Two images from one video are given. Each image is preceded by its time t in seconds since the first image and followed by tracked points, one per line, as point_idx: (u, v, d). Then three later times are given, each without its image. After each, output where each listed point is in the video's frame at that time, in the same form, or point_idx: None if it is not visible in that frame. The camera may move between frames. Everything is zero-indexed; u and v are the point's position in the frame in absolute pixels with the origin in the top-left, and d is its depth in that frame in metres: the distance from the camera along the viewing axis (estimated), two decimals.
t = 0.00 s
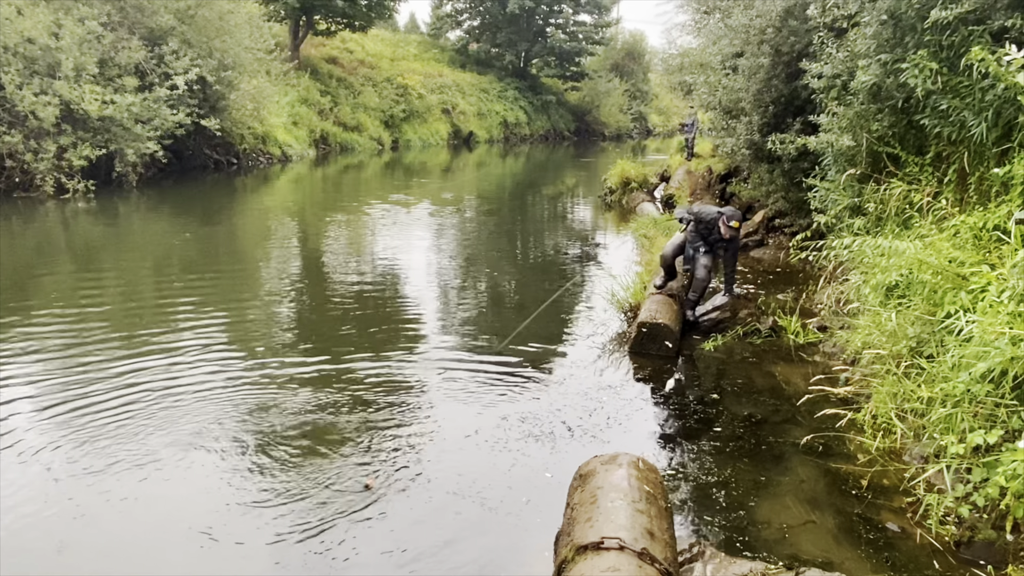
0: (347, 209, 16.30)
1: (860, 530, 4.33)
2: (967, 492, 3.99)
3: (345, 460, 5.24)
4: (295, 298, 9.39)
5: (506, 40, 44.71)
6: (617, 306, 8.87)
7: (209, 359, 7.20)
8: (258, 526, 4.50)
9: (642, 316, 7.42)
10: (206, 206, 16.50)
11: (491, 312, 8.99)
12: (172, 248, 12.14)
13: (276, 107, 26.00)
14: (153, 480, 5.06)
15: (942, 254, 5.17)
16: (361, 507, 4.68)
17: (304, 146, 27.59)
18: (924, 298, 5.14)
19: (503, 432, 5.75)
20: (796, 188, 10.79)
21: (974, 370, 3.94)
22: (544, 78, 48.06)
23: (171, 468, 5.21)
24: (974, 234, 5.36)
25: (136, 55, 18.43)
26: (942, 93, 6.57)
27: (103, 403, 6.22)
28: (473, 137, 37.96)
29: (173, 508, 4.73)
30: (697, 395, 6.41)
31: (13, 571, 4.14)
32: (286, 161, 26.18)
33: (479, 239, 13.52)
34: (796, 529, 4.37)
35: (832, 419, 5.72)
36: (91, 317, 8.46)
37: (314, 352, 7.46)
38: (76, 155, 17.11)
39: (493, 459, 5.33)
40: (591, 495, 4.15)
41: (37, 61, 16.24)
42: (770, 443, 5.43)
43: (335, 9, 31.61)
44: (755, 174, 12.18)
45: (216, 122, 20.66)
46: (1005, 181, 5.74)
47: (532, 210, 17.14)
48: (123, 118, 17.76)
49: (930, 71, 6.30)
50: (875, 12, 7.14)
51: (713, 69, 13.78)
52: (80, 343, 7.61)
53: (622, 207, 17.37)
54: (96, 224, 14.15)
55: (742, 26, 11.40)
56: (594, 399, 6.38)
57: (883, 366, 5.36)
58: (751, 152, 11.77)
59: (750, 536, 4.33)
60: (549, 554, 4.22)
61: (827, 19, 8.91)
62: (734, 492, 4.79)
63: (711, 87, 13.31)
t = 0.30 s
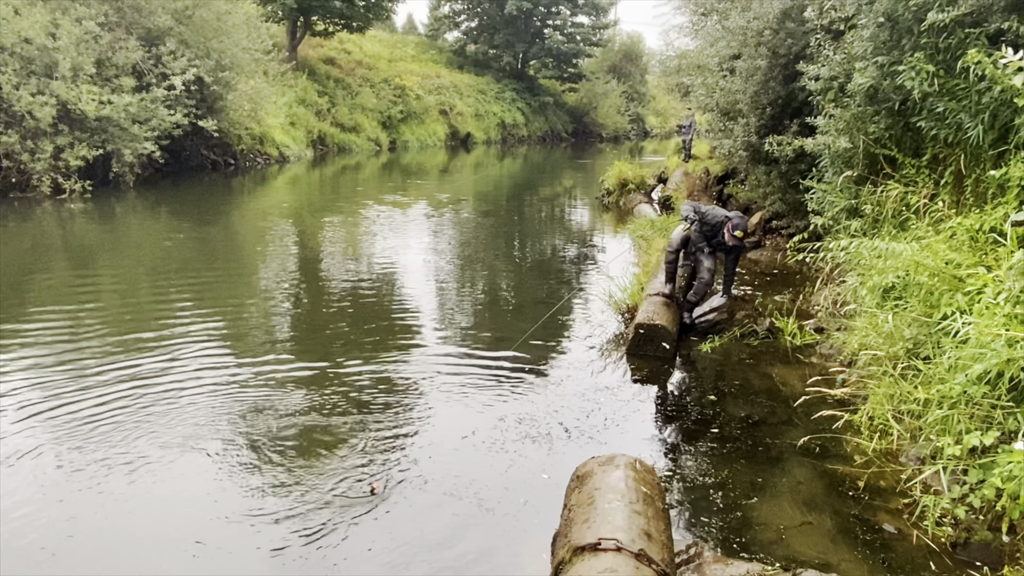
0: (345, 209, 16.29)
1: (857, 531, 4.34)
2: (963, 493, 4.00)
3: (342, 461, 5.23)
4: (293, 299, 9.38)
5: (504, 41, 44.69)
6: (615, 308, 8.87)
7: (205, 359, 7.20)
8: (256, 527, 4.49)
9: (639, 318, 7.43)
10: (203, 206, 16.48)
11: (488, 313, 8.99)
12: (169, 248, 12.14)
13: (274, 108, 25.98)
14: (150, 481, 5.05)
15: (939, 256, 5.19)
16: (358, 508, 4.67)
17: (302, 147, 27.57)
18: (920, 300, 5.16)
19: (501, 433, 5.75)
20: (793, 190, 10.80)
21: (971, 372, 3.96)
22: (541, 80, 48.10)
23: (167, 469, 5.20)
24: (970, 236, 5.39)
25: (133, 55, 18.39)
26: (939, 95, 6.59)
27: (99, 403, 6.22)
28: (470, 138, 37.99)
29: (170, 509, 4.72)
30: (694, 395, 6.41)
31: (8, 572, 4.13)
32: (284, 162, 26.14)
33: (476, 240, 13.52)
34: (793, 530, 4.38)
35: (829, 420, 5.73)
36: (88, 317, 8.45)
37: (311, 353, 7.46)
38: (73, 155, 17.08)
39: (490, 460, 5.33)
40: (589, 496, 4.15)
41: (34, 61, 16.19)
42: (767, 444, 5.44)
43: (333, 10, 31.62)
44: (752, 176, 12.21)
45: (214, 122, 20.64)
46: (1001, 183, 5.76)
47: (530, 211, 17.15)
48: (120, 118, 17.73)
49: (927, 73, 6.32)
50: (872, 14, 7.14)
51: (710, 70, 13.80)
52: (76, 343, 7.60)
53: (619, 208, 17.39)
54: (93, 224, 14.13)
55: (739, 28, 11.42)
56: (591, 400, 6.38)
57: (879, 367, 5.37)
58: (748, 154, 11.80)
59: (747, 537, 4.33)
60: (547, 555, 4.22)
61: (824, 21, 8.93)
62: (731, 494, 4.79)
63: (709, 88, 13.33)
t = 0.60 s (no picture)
0: (342, 210, 16.27)
1: (853, 532, 4.35)
2: (959, 494, 4.01)
3: (339, 463, 5.22)
4: (289, 300, 9.36)
5: (501, 43, 44.72)
6: (611, 309, 8.87)
7: (202, 360, 7.20)
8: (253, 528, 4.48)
9: (636, 319, 7.44)
10: (200, 207, 16.45)
11: (484, 315, 8.99)
12: (165, 248, 12.13)
13: (270, 109, 25.94)
14: (146, 482, 5.04)
15: (935, 258, 5.22)
16: (356, 509, 4.66)
17: (298, 148, 27.54)
18: (917, 302, 5.19)
19: (497, 434, 5.75)
20: (789, 192, 10.81)
21: (966, 374, 3.98)
22: (538, 81, 48.11)
23: (163, 470, 5.19)
24: (966, 238, 5.41)
25: (130, 56, 18.35)
26: (935, 97, 6.61)
27: (96, 404, 6.21)
28: (467, 140, 38.01)
29: (166, 509, 4.72)
30: (691, 397, 6.42)
31: (3, 572, 4.12)
32: (280, 163, 26.11)
33: (473, 241, 13.52)
34: (789, 532, 4.38)
35: (825, 422, 5.73)
36: (85, 317, 8.44)
37: (308, 354, 7.44)
38: (69, 155, 17.03)
39: (487, 462, 5.32)
40: (585, 498, 4.15)
41: (30, 61, 16.14)
42: (763, 446, 5.44)
43: (330, 11, 31.60)
44: (749, 177, 12.23)
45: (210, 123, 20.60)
46: (997, 186, 5.79)
47: (527, 212, 17.15)
48: (117, 118, 17.69)
49: (922, 76, 6.35)
50: (868, 16, 7.15)
51: (706, 72, 13.82)
52: (73, 343, 7.60)
53: (615, 210, 17.42)
54: (89, 224, 14.09)
55: (736, 30, 11.44)
56: (588, 402, 6.38)
57: (876, 369, 5.38)
58: (745, 156, 11.82)
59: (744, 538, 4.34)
60: (543, 556, 4.22)
61: (821, 24, 8.95)
62: (728, 495, 4.79)
63: (705, 90, 13.35)
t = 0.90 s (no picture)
0: (337, 212, 16.24)
1: (847, 535, 4.35)
2: (953, 497, 4.02)
3: (333, 465, 5.20)
4: (284, 302, 9.34)
5: (496, 45, 44.74)
6: (607, 311, 8.87)
7: (196, 360, 7.18)
8: (246, 531, 4.46)
9: (631, 321, 7.44)
10: (194, 208, 16.40)
11: (480, 316, 8.97)
12: (160, 249, 12.11)
13: (266, 110, 25.89)
14: (140, 483, 5.03)
15: (929, 261, 5.24)
16: (350, 511, 4.64)
17: (293, 149, 27.49)
18: (911, 305, 5.21)
19: (492, 436, 5.74)
20: (784, 195, 10.83)
21: (960, 377, 4.00)
22: (534, 83, 48.13)
23: (157, 471, 5.18)
24: (959, 241, 5.44)
25: (125, 56, 18.29)
26: (929, 101, 6.64)
27: (90, 403, 6.21)
28: (463, 141, 38.02)
29: (159, 511, 4.71)
30: (685, 399, 6.42)
31: None
32: (275, 164, 26.06)
33: (468, 243, 13.51)
34: (784, 534, 4.38)
35: (819, 424, 5.74)
36: (78, 318, 8.42)
37: (302, 356, 7.41)
38: (63, 156, 16.97)
39: (482, 464, 5.31)
40: (580, 501, 4.14)
41: (25, 61, 16.07)
42: (758, 448, 5.45)
43: (326, 12, 31.56)
44: (744, 180, 12.26)
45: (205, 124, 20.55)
46: (990, 189, 5.82)
47: (522, 214, 17.15)
48: (112, 119, 17.63)
49: (916, 79, 6.38)
50: (863, 20, 7.17)
51: (702, 75, 13.84)
52: (66, 343, 7.58)
53: (611, 212, 17.43)
54: (83, 225, 14.04)
55: (731, 33, 11.46)
56: (583, 404, 6.38)
57: (869, 371, 5.40)
58: (739, 158, 11.85)
59: (738, 541, 4.33)
60: (538, 559, 4.20)
61: (816, 28, 8.97)
62: (722, 498, 4.79)
63: (701, 93, 13.37)
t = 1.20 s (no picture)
0: (332, 213, 16.21)
1: (842, 536, 4.36)
2: (947, 499, 4.03)
3: (328, 467, 5.18)
4: (279, 302, 9.31)
5: (492, 46, 44.75)
6: (602, 312, 8.87)
7: (192, 360, 7.18)
8: (241, 532, 4.45)
9: (627, 323, 7.44)
10: (189, 208, 16.35)
11: (475, 318, 8.97)
12: (155, 249, 12.09)
13: (262, 110, 25.85)
14: (134, 483, 5.01)
15: (923, 263, 5.27)
16: (345, 513, 4.63)
17: (289, 150, 27.45)
18: (905, 307, 5.24)
19: (487, 438, 5.73)
20: (779, 197, 10.85)
21: (954, 379, 4.02)
22: (530, 84, 48.14)
23: (151, 472, 5.16)
24: (954, 244, 5.47)
25: (120, 56, 18.23)
26: (924, 104, 6.67)
27: (85, 404, 6.20)
28: (458, 143, 38.03)
29: (153, 511, 4.69)
30: (681, 401, 6.43)
31: None
32: (271, 164, 26.02)
33: (463, 244, 13.49)
34: (778, 536, 4.39)
35: (814, 426, 5.75)
36: (73, 317, 8.40)
37: (297, 357, 7.39)
38: (58, 156, 16.91)
39: (476, 465, 5.30)
40: (576, 502, 4.14)
41: (19, 61, 16.00)
42: (753, 450, 5.45)
43: (322, 13, 31.51)
44: (739, 182, 12.28)
45: (201, 124, 20.50)
46: (984, 193, 5.86)
47: (518, 215, 17.16)
48: (107, 119, 17.58)
49: (911, 82, 6.42)
50: (858, 23, 7.18)
51: (697, 77, 13.86)
52: (61, 343, 7.55)
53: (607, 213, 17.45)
54: (78, 225, 13.99)
55: (726, 35, 11.48)
56: (578, 405, 6.38)
57: (864, 373, 5.41)
58: (735, 160, 11.88)
59: (733, 543, 4.34)
60: (533, 561, 4.20)
61: (811, 31, 8.99)
62: (718, 499, 4.80)
63: (697, 95, 13.39)
